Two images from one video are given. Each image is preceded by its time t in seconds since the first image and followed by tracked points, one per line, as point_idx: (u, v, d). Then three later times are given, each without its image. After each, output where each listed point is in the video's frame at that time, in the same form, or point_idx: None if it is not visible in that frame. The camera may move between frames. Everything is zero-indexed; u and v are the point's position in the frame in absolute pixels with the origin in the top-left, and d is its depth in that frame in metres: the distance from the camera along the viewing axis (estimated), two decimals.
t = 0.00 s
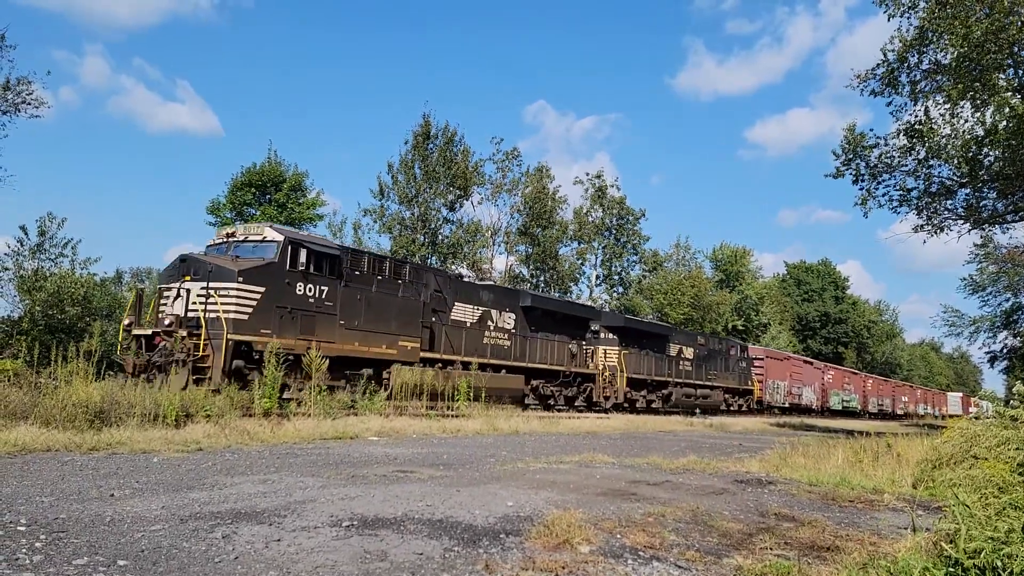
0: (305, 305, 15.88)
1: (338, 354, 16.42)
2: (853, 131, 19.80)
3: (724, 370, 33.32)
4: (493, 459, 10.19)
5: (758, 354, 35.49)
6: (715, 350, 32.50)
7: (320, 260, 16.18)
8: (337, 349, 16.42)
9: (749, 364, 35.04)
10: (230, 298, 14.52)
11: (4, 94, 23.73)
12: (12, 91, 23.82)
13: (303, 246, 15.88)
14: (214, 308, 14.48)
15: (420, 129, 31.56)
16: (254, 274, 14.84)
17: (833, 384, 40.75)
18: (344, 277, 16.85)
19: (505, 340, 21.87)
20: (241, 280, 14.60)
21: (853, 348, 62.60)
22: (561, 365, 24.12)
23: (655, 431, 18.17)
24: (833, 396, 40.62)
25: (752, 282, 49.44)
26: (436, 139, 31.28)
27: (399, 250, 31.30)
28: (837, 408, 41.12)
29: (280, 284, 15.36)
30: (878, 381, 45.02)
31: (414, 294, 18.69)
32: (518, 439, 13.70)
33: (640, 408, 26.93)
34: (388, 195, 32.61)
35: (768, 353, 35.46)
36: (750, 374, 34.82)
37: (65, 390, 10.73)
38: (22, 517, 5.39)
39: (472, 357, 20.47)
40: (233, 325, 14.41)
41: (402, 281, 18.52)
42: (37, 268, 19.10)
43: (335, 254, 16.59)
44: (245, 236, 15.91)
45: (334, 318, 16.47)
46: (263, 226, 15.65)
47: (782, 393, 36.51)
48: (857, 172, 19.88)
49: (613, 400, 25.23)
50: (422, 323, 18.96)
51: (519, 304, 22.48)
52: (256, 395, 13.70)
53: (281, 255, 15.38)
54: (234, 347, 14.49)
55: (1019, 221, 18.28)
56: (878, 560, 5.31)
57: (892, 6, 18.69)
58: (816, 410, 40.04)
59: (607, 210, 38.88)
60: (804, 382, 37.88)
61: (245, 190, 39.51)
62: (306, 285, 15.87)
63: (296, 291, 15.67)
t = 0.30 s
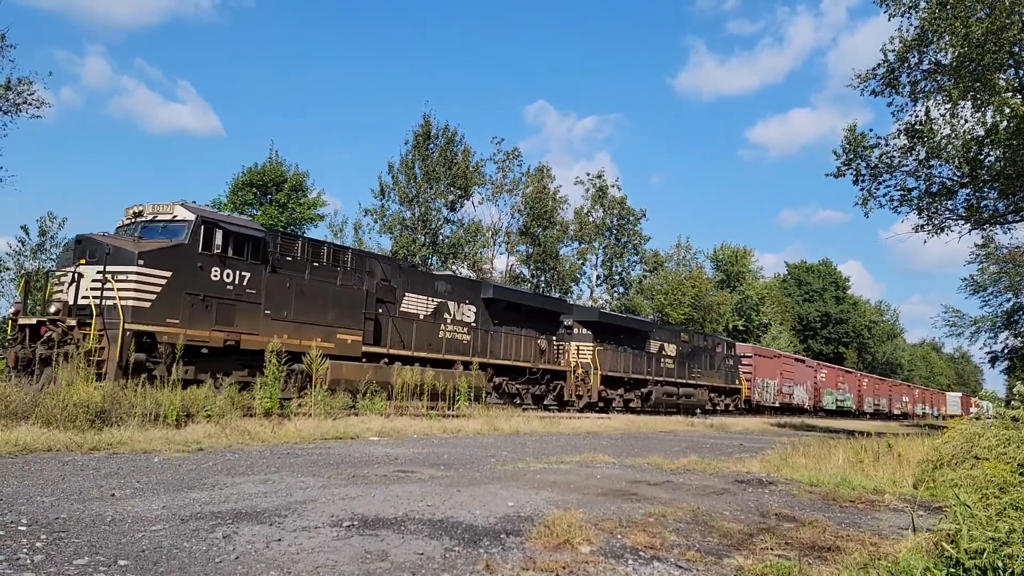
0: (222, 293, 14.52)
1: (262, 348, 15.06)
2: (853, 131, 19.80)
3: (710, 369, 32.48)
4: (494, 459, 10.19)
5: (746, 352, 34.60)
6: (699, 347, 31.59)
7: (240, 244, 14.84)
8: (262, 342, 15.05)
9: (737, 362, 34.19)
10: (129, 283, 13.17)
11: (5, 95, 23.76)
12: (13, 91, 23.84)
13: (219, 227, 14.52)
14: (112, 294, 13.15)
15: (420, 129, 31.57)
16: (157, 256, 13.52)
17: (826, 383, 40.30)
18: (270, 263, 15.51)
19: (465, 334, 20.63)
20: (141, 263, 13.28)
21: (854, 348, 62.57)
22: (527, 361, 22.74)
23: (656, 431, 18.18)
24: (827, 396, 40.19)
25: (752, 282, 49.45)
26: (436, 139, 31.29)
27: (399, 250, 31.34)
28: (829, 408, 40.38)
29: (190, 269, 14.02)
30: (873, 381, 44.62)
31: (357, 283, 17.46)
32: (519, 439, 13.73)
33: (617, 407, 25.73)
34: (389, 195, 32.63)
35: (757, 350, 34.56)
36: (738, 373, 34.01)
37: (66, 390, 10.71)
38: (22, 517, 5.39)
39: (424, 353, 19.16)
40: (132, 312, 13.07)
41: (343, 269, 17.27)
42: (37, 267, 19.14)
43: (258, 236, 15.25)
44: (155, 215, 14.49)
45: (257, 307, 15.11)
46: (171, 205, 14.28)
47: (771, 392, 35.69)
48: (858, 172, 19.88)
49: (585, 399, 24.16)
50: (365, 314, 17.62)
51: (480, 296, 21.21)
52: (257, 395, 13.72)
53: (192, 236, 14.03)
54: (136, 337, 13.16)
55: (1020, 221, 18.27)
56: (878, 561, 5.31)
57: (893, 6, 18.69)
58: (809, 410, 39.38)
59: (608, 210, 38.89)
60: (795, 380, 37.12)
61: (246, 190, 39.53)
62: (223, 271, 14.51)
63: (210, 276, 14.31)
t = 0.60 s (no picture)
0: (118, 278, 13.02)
1: (167, 339, 13.50)
2: (853, 131, 19.78)
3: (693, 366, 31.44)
4: (494, 459, 10.18)
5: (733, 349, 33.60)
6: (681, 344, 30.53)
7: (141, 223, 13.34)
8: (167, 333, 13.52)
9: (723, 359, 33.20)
10: None
11: (5, 96, 23.78)
12: (14, 92, 23.85)
13: (113, 203, 13.01)
14: None
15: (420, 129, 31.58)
16: (33, 234, 12.10)
17: (818, 381, 39.69)
18: (179, 246, 14.02)
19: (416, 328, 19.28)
20: (14, 242, 11.91)
21: (855, 348, 62.56)
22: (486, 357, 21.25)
23: (657, 431, 18.19)
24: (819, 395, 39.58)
25: (753, 282, 49.47)
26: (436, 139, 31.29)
27: (399, 250, 31.35)
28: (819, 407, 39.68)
29: (77, 249, 12.60)
30: (868, 380, 44.21)
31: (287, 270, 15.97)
32: (519, 439, 13.74)
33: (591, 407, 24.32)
34: (389, 195, 32.65)
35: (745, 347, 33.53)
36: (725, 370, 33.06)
37: (66, 390, 10.71)
38: (23, 517, 5.39)
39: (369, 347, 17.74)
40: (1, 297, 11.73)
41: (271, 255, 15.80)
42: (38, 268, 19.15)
43: (164, 215, 13.73)
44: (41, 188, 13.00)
45: (160, 294, 13.61)
46: (57, 178, 12.80)
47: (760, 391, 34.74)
48: (858, 172, 19.88)
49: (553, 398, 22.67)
50: (296, 304, 16.14)
51: (434, 287, 19.92)
52: (257, 395, 13.71)
53: (79, 212, 12.56)
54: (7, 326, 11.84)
55: (1020, 221, 18.27)
56: (879, 560, 5.33)
57: (893, 6, 18.69)
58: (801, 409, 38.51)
59: (608, 210, 38.89)
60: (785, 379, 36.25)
61: (247, 191, 39.53)
62: (119, 252, 13.03)
63: (101, 258, 12.85)
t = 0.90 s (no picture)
0: None
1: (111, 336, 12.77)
2: (853, 130, 19.78)
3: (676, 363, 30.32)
4: (495, 458, 10.18)
5: (719, 345, 32.57)
6: (662, 339, 29.40)
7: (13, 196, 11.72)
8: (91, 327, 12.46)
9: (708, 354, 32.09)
10: None
11: (5, 95, 23.79)
12: (13, 91, 23.86)
13: None
14: None
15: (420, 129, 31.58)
16: None
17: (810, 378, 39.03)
18: (63, 223, 12.45)
19: (361, 320, 17.92)
20: None
21: (855, 347, 62.51)
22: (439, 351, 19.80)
23: (657, 431, 18.21)
24: (811, 394, 38.78)
25: (753, 281, 49.46)
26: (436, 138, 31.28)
27: (399, 249, 31.35)
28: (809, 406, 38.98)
29: None
30: (861, 378, 43.82)
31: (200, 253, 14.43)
32: (519, 438, 13.72)
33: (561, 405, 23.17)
34: (389, 194, 32.66)
35: (730, 343, 32.49)
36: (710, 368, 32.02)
37: (66, 390, 10.71)
38: (23, 517, 5.38)
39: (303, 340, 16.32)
40: None
41: (184, 236, 14.27)
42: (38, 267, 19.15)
43: (44, 187, 12.10)
44: None
45: (38, 277, 12.02)
46: None
47: (748, 389, 33.74)
48: (858, 171, 19.89)
49: (519, 395, 21.43)
50: (211, 291, 14.59)
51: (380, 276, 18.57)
52: (257, 394, 13.71)
53: None
54: None
55: (1020, 220, 18.28)
56: (880, 559, 5.33)
57: (893, 5, 18.68)
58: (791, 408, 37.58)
59: (607, 210, 38.89)
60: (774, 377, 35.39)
61: (247, 190, 39.51)
62: None
63: None
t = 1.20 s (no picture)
0: None
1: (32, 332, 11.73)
2: (854, 130, 19.77)
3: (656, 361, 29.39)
4: (495, 459, 10.19)
5: (704, 343, 31.66)
6: (640, 336, 28.48)
7: None
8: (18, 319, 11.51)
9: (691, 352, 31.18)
10: None
11: (6, 96, 23.81)
12: (14, 91, 23.89)
13: None
14: None
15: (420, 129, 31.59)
16: None
17: (802, 376, 38.24)
18: None
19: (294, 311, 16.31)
20: None
21: (855, 347, 62.46)
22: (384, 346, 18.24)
23: (658, 431, 18.23)
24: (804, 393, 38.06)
25: (754, 282, 49.45)
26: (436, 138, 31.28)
27: (400, 250, 31.38)
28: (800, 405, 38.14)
29: None
30: (855, 378, 43.36)
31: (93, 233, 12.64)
32: (520, 439, 13.72)
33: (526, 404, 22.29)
34: (389, 195, 32.70)
35: (715, 340, 31.58)
36: (694, 366, 31.11)
37: (66, 390, 10.71)
38: (24, 517, 5.38)
39: (222, 333, 14.74)
40: None
41: (75, 213, 12.46)
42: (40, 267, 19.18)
43: None
44: None
45: None
46: None
47: (735, 388, 32.77)
48: (858, 172, 19.89)
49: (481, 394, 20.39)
50: (105, 277, 12.77)
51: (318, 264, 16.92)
52: (257, 395, 13.70)
53: None
54: None
55: (1020, 221, 18.28)
56: (881, 560, 5.32)
57: (893, 4, 18.66)
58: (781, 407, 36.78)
59: (608, 210, 38.91)
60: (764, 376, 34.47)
61: (248, 191, 39.51)
62: None
63: None
